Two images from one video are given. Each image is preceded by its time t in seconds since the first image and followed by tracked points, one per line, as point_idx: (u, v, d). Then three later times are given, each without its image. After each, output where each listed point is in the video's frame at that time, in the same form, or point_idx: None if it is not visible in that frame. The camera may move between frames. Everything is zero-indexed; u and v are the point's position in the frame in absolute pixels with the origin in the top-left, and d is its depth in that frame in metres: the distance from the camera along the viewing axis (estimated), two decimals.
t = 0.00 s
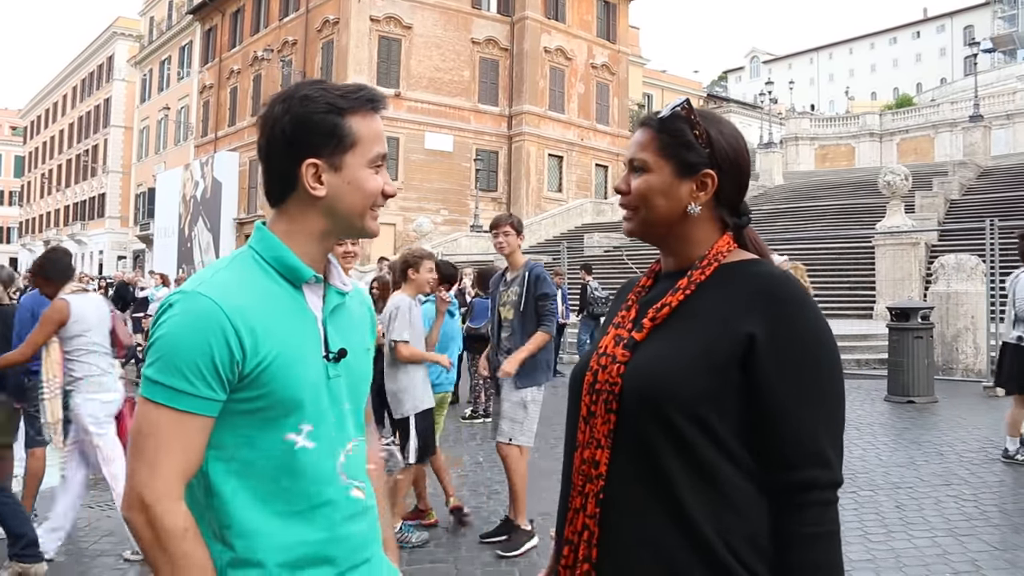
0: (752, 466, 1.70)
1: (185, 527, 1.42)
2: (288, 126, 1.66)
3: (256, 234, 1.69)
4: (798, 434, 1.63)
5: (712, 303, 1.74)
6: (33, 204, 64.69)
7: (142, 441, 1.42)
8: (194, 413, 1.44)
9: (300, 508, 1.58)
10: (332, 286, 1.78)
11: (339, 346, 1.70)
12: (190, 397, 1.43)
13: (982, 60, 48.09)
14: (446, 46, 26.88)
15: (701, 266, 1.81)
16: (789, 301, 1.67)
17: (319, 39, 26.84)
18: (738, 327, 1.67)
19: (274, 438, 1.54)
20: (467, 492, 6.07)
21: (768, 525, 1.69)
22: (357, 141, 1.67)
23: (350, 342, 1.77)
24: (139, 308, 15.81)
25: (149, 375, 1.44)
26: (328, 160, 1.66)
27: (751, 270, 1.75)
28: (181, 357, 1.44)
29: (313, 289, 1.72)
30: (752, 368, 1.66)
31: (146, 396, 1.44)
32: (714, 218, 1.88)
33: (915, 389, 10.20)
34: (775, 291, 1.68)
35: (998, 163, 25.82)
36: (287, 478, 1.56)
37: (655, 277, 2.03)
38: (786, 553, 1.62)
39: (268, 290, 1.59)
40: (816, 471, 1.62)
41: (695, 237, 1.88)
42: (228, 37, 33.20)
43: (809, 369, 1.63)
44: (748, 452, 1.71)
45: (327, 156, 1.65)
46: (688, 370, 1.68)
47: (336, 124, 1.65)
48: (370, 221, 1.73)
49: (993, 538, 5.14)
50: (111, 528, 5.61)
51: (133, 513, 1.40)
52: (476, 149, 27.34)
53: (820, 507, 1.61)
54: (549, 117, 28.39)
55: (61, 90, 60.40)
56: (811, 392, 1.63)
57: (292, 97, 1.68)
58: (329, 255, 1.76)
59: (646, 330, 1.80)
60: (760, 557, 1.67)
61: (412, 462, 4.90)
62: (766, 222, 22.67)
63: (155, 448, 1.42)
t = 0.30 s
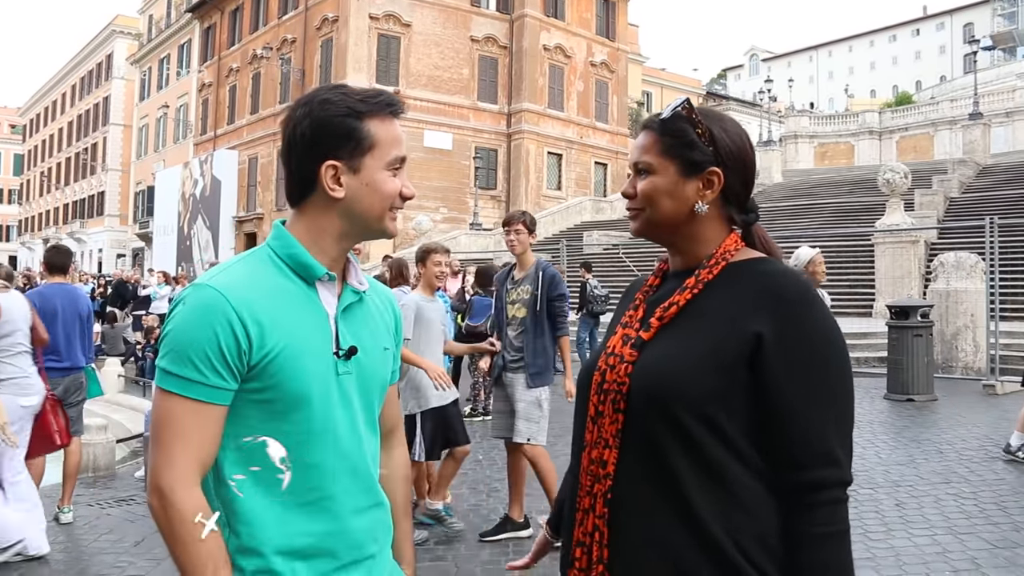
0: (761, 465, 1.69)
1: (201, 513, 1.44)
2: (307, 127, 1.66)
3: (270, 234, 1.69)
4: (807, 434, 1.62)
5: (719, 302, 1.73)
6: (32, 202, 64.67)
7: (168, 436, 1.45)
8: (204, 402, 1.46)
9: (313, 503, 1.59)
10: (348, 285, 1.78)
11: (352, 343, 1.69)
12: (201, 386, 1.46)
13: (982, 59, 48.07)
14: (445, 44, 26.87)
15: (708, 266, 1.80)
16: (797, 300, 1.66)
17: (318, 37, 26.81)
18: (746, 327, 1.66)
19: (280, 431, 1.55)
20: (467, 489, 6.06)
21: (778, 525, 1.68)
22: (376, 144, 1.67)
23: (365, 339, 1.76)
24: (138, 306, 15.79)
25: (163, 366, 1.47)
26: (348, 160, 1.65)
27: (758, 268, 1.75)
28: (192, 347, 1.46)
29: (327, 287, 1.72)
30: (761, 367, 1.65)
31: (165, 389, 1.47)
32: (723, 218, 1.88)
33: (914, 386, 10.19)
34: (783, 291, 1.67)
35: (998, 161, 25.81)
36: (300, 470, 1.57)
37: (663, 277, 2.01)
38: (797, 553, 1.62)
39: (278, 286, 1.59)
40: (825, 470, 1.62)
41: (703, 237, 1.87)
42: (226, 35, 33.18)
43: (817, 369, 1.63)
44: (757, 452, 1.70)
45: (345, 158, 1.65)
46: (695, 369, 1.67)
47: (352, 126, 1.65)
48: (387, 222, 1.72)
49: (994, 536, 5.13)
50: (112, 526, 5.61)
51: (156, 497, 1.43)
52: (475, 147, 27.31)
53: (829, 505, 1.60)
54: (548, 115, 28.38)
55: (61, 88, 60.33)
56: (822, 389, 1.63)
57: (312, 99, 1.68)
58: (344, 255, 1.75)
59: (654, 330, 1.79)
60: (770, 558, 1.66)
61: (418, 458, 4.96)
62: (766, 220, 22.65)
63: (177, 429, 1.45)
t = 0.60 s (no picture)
0: (768, 464, 1.69)
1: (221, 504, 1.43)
2: (288, 116, 1.65)
3: (269, 223, 1.68)
4: (818, 438, 1.62)
5: (727, 299, 1.72)
6: (32, 198, 64.62)
7: (185, 421, 1.43)
8: (221, 390, 1.44)
9: (324, 495, 1.58)
10: (348, 275, 1.78)
11: (357, 332, 1.69)
12: (219, 374, 1.44)
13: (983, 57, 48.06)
14: (445, 41, 26.86)
15: (715, 263, 1.79)
16: (803, 298, 1.66)
17: (318, 33, 26.80)
18: (755, 324, 1.66)
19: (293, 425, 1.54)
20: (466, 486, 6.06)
21: (785, 521, 1.67)
22: (344, 114, 1.65)
23: (367, 329, 1.75)
24: (138, 303, 15.78)
25: (173, 355, 1.45)
26: (318, 137, 1.65)
27: (764, 267, 1.74)
28: (206, 334, 1.44)
29: (329, 276, 1.72)
30: (770, 364, 1.65)
31: (173, 376, 1.44)
32: (726, 214, 1.87)
33: (914, 385, 10.22)
34: (788, 288, 1.68)
35: (997, 159, 25.81)
36: (312, 458, 1.56)
37: (666, 273, 2.00)
38: (805, 551, 1.62)
39: (286, 276, 1.59)
40: (833, 467, 1.62)
41: (709, 235, 1.86)
42: (226, 31, 33.19)
43: (826, 370, 1.63)
44: (768, 450, 1.69)
45: (318, 135, 1.65)
46: (704, 366, 1.66)
47: (319, 101, 1.65)
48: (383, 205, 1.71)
49: (992, 534, 5.13)
50: (111, 523, 5.60)
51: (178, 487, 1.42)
52: (475, 144, 27.29)
53: (837, 504, 1.60)
54: (549, 112, 28.37)
55: (61, 85, 60.29)
56: (833, 387, 1.63)
57: (306, 91, 1.67)
58: (343, 244, 1.74)
59: (662, 327, 1.77)
60: (779, 556, 1.66)
61: (432, 455, 4.88)
62: (766, 218, 22.64)
63: (191, 420, 1.43)
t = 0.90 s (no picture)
0: (766, 458, 1.68)
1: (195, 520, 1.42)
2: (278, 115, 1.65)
3: (254, 223, 1.67)
4: (817, 435, 1.61)
5: (725, 296, 1.72)
6: (30, 196, 64.54)
7: (153, 421, 1.40)
8: (192, 394, 1.42)
9: (294, 503, 1.56)
10: (332, 279, 1.77)
11: (338, 340, 1.69)
12: (191, 376, 1.42)
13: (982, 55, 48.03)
14: (445, 38, 26.82)
15: (712, 261, 1.78)
16: (801, 293, 1.65)
17: (317, 31, 26.78)
18: (753, 318, 1.65)
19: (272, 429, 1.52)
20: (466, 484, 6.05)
21: (782, 516, 1.66)
22: (311, 116, 1.64)
23: (347, 335, 1.74)
24: (138, 301, 15.76)
25: (145, 355, 1.42)
26: (295, 139, 1.64)
27: (761, 264, 1.74)
28: (180, 336, 1.42)
29: (312, 281, 1.71)
30: (770, 361, 1.64)
31: (146, 380, 1.42)
32: (727, 211, 1.86)
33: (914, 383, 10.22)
34: (786, 284, 1.67)
35: (997, 157, 25.80)
36: (287, 464, 1.55)
37: (664, 270, 1.99)
38: (801, 547, 1.60)
39: (265, 279, 1.58)
40: (827, 465, 1.60)
41: (708, 232, 1.85)
42: (226, 30, 33.16)
43: (824, 367, 1.62)
44: (765, 445, 1.68)
45: (293, 136, 1.64)
46: (704, 363, 1.65)
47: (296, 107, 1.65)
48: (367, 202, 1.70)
49: (991, 531, 5.13)
50: (110, 521, 5.59)
51: (144, 490, 1.39)
52: (474, 142, 27.27)
53: (831, 501, 1.59)
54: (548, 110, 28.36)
55: (60, 83, 60.19)
56: (831, 385, 1.62)
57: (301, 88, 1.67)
58: (327, 248, 1.73)
59: (661, 325, 1.76)
60: (776, 551, 1.65)
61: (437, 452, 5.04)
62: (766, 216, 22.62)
63: (159, 424, 1.41)
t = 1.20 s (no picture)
0: (766, 457, 1.68)
1: (176, 520, 1.43)
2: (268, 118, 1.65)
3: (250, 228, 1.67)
4: (815, 435, 1.60)
5: (722, 298, 1.71)
6: (28, 195, 64.48)
7: (141, 424, 1.43)
8: (179, 395, 1.44)
9: (286, 503, 1.56)
10: (336, 284, 1.74)
11: (340, 343, 1.65)
12: (178, 378, 1.44)
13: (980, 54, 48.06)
14: (443, 38, 26.82)
15: (710, 262, 1.78)
16: (798, 293, 1.65)
17: (316, 30, 26.77)
18: (750, 319, 1.65)
19: (262, 430, 1.52)
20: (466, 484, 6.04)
21: (780, 515, 1.66)
22: (309, 122, 1.63)
23: (351, 340, 1.70)
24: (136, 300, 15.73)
25: (139, 356, 1.45)
26: (292, 144, 1.64)
27: (760, 264, 1.73)
28: (166, 338, 1.44)
29: (314, 284, 1.68)
30: (767, 360, 1.63)
31: (138, 378, 1.44)
32: (727, 214, 1.86)
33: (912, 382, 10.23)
34: (785, 283, 1.67)
35: (995, 157, 25.83)
36: (276, 467, 1.54)
37: (664, 271, 1.98)
38: (798, 546, 1.60)
39: (258, 280, 1.58)
40: (825, 465, 1.60)
41: (708, 233, 1.85)
42: (224, 28, 33.14)
43: (822, 367, 1.61)
44: (763, 443, 1.68)
45: (289, 141, 1.64)
46: (702, 364, 1.65)
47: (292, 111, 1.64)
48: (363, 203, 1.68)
49: (990, 530, 5.13)
50: (109, 520, 5.58)
51: (130, 490, 1.40)
52: (473, 141, 27.26)
53: (828, 501, 1.58)
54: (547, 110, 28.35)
55: (58, 81, 60.12)
56: (829, 384, 1.61)
57: (291, 90, 1.67)
58: (328, 251, 1.71)
59: (660, 327, 1.75)
60: (775, 551, 1.64)
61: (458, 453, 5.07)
62: (765, 215, 22.62)
63: (147, 424, 1.43)
